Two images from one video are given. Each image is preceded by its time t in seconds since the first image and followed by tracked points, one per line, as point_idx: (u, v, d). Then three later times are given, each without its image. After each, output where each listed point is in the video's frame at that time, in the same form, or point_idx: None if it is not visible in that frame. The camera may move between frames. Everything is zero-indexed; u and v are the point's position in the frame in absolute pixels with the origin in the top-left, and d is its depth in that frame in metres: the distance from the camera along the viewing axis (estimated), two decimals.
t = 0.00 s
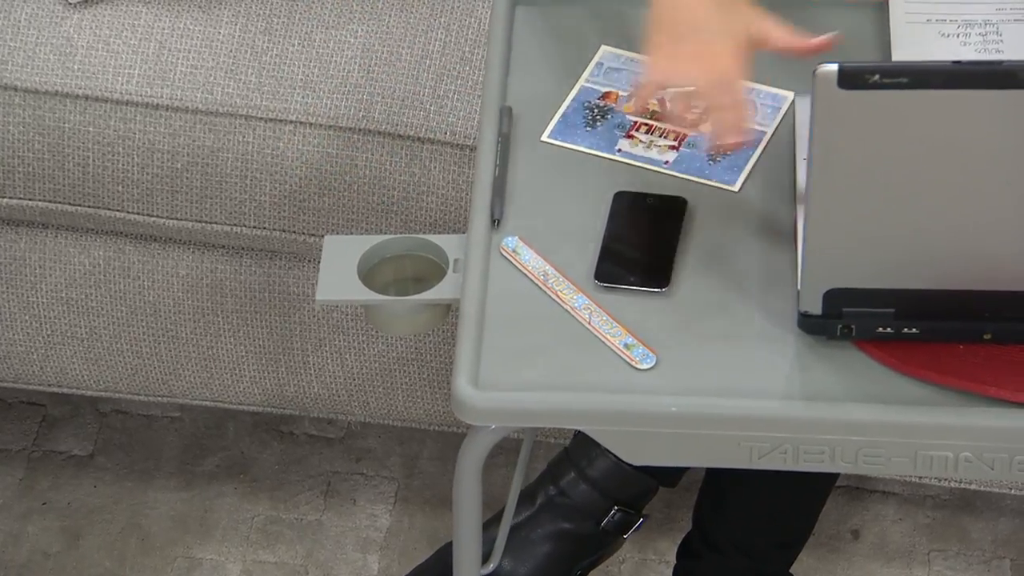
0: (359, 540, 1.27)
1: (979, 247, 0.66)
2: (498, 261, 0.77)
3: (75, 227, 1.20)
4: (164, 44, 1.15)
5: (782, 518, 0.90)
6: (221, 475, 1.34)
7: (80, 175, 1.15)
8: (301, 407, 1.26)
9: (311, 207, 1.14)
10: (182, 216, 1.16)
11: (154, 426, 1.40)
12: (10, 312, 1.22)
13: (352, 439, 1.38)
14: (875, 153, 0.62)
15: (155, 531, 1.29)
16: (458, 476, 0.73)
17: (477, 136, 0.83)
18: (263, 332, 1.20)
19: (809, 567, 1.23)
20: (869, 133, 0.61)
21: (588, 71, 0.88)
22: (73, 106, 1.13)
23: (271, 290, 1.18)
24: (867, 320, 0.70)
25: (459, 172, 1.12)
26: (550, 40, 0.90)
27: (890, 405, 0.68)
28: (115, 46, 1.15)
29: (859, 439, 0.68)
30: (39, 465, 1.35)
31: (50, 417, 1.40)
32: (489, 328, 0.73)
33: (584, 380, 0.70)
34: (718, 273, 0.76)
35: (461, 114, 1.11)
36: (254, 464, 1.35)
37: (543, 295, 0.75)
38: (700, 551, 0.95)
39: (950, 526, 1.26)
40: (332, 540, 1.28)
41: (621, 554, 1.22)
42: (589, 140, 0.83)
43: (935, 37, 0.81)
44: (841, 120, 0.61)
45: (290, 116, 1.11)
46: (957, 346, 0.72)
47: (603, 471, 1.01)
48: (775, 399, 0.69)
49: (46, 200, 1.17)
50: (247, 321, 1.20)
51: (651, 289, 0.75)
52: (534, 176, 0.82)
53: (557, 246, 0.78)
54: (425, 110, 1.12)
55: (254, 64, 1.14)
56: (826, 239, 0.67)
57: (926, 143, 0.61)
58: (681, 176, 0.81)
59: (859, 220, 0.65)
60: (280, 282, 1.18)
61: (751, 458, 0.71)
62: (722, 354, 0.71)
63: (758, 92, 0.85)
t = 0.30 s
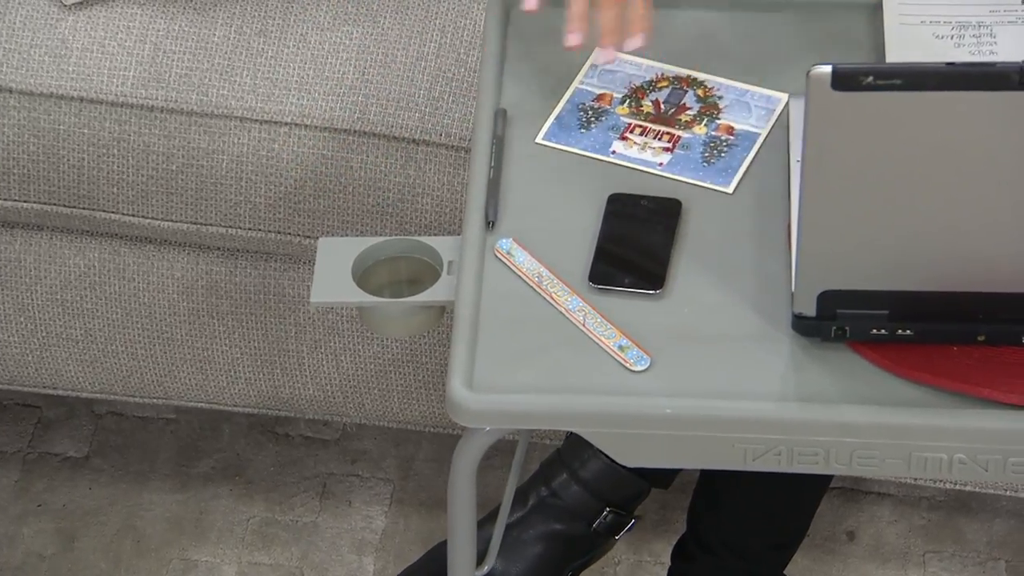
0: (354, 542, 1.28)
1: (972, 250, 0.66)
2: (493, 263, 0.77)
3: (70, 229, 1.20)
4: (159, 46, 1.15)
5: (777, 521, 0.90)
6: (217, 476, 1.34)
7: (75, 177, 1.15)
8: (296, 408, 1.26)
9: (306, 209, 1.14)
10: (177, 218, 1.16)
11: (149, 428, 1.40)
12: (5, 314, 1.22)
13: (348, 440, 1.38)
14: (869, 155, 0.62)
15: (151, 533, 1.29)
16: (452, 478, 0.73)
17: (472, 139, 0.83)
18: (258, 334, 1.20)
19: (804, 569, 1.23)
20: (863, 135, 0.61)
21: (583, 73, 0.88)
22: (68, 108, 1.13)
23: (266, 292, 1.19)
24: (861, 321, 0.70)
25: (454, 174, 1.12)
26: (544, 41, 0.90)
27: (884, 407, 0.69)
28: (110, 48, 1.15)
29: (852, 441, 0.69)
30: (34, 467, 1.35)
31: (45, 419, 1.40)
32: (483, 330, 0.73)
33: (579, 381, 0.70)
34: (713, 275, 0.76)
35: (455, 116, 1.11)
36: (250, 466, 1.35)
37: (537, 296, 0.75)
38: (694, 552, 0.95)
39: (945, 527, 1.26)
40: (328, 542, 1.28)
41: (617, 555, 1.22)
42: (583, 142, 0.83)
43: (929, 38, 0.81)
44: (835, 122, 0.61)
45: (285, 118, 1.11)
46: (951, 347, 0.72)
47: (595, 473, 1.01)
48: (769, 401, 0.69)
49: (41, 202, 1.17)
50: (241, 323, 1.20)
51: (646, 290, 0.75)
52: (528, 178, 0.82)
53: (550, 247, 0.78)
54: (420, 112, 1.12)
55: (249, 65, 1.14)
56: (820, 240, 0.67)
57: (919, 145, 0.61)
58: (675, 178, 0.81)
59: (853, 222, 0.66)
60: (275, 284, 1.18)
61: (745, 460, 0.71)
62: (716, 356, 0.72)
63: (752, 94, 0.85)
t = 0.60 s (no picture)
0: (349, 544, 1.28)
1: (966, 251, 0.66)
2: (488, 265, 0.77)
3: (64, 230, 1.20)
4: (154, 48, 1.15)
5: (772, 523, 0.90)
6: (212, 478, 1.34)
7: (70, 178, 1.15)
8: (291, 410, 1.26)
9: (301, 210, 1.14)
10: (171, 220, 1.16)
11: (145, 429, 1.39)
12: None
13: (343, 442, 1.38)
14: (863, 157, 0.62)
15: (146, 535, 1.29)
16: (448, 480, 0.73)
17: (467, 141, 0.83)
18: (253, 336, 1.20)
19: (799, 570, 1.23)
20: (857, 137, 0.62)
21: (578, 75, 0.88)
22: (63, 109, 1.12)
23: (261, 293, 1.18)
24: (856, 323, 0.70)
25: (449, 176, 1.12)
26: (540, 43, 0.90)
27: (879, 408, 0.69)
28: (105, 50, 1.14)
29: (847, 442, 0.69)
30: (29, 468, 1.35)
31: (40, 420, 1.40)
32: (478, 332, 0.73)
33: (574, 383, 0.70)
34: (707, 277, 0.76)
35: (450, 117, 1.11)
36: (245, 467, 1.35)
37: (532, 298, 0.75)
38: (688, 553, 0.95)
39: (940, 528, 1.27)
40: (323, 544, 1.28)
41: (612, 557, 1.22)
42: (578, 144, 0.83)
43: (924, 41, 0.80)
44: (829, 124, 0.61)
45: (280, 120, 1.11)
46: (946, 349, 0.72)
47: (594, 476, 1.01)
48: (764, 402, 0.69)
49: (36, 204, 1.16)
50: (236, 325, 1.20)
51: (641, 292, 0.75)
52: (523, 179, 0.82)
53: (545, 249, 0.78)
54: (415, 114, 1.12)
55: (244, 67, 1.13)
56: (814, 242, 0.67)
57: (913, 147, 0.61)
58: (669, 180, 0.81)
59: (848, 224, 0.66)
60: (270, 285, 1.18)
61: (740, 462, 0.71)
62: (710, 358, 0.72)
63: (746, 96, 0.85)
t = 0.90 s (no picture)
0: (346, 543, 1.28)
1: (960, 252, 0.67)
2: (483, 266, 0.77)
3: (62, 232, 1.20)
4: (150, 50, 1.14)
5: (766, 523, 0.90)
6: (209, 478, 1.35)
7: (67, 180, 1.15)
8: (286, 411, 1.27)
9: (297, 212, 1.14)
10: (168, 221, 1.16)
11: (142, 430, 1.40)
12: None
13: (340, 442, 1.38)
14: (855, 159, 0.63)
15: (143, 535, 1.29)
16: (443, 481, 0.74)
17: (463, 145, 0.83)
18: (249, 337, 1.21)
19: (793, 570, 1.23)
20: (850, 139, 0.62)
21: (573, 77, 0.88)
22: (60, 112, 1.12)
23: (257, 294, 1.19)
24: (849, 324, 0.71)
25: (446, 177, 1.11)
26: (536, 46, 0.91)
27: (872, 409, 0.69)
28: (101, 52, 1.14)
29: (840, 443, 0.70)
30: (27, 469, 1.36)
31: (38, 421, 1.41)
32: (473, 333, 0.73)
33: (569, 384, 0.70)
34: (701, 278, 0.77)
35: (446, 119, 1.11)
36: (242, 468, 1.36)
37: (527, 300, 0.75)
38: (683, 553, 0.95)
39: (933, 528, 1.27)
40: (320, 544, 1.28)
41: (607, 557, 1.22)
42: (573, 146, 0.84)
43: (916, 43, 0.81)
44: (822, 126, 0.61)
45: (275, 121, 1.11)
46: (939, 350, 0.73)
47: (588, 475, 1.01)
48: (757, 403, 0.69)
49: (34, 206, 1.17)
50: (232, 326, 1.20)
51: (636, 293, 0.75)
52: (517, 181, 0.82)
53: (540, 251, 0.78)
54: (411, 115, 1.11)
55: (240, 69, 1.12)
56: (808, 243, 0.67)
57: (906, 148, 0.62)
58: (664, 181, 0.82)
59: (841, 226, 0.66)
60: (266, 286, 1.18)
61: (734, 463, 0.71)
62: (705, 359, 0.72)
63: (740, 98, 0.86)
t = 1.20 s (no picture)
0: (344, 541, 1.29)
1: (947, 254, 0.68)
2: (479, 268, 0.79)
3: (63, 234, 1.21)
4: (150, 55, 1.13)
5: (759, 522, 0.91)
6: (208, 477, 1.36)
7: (68, 183, 1.15)
8: (285, 411, 1.28)
9: (296, 214, 1.14)
10: (168, 224, 1.16)
11: (142, 429, 1.41)
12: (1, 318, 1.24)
13: (338, 441, 1.39)
14: (845, 162, 0.64)
15: (144, 533, 1.30)
16: (439, 479, 0.75)
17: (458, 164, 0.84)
18: (248, 337, 1.22)
19: (784, 567, 1.25)
20: (839, 143, 0.63)
21: (567, 81, 0.89)
22: (62, 115, 1.12)
23: (257, 295, 1.20)
24: (840, 324, 0.72)
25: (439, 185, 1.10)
26: (531, 51, 0.92)
27: (863, 408, 0.71)
28: (103, 57, 1.13)
29: (830, 441, 0.71)
30: (29, 468, 1.37)
31: (40, 420, 1.42)
32: (469, 334, 0.75)
33: (563, 384, 0.72)
34: (693, 279, 0.78)
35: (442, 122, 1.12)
36: (241, 466, 1.37)
37: (522, 301, 0.77)
38: (677, 551, 0.96)
39: (924, 526, 1.28)
40: (318, 542, 1.29)
41: (602, 554, 1.24)
42: (567, 149, 0.85)
43: (906, 47, 0.82)
44: (813, 130, 0.63)
45: (274, 125, 1.11)
46: (928, 351, 0.75)
47: (581, 472, 1.02)
48: (749, 403, 0.70)
49: (35, 209, 1.17)
50: (232, 326, 1.22)
51: (629, 294, 0.77)
52: (512, 184, 0.83)
53: (535, 253, 0.79)
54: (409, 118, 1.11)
55: (239, 73, 1.12)
56: (799, 244, 0.69)
57: (895, 152, 0.63)
58: (657, 184, 0.83)
59: (831, 228, 0.67)
60: (265, 288, 1.20)
61: (726, 461, 0.72)
62: (698, 359, 0.73)
63: (732, 102, 0.87)
